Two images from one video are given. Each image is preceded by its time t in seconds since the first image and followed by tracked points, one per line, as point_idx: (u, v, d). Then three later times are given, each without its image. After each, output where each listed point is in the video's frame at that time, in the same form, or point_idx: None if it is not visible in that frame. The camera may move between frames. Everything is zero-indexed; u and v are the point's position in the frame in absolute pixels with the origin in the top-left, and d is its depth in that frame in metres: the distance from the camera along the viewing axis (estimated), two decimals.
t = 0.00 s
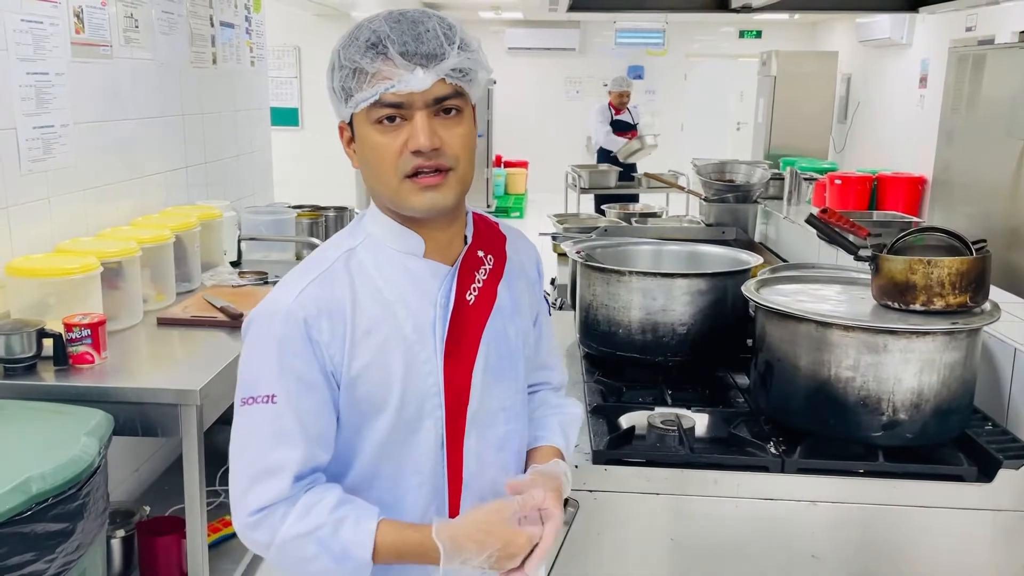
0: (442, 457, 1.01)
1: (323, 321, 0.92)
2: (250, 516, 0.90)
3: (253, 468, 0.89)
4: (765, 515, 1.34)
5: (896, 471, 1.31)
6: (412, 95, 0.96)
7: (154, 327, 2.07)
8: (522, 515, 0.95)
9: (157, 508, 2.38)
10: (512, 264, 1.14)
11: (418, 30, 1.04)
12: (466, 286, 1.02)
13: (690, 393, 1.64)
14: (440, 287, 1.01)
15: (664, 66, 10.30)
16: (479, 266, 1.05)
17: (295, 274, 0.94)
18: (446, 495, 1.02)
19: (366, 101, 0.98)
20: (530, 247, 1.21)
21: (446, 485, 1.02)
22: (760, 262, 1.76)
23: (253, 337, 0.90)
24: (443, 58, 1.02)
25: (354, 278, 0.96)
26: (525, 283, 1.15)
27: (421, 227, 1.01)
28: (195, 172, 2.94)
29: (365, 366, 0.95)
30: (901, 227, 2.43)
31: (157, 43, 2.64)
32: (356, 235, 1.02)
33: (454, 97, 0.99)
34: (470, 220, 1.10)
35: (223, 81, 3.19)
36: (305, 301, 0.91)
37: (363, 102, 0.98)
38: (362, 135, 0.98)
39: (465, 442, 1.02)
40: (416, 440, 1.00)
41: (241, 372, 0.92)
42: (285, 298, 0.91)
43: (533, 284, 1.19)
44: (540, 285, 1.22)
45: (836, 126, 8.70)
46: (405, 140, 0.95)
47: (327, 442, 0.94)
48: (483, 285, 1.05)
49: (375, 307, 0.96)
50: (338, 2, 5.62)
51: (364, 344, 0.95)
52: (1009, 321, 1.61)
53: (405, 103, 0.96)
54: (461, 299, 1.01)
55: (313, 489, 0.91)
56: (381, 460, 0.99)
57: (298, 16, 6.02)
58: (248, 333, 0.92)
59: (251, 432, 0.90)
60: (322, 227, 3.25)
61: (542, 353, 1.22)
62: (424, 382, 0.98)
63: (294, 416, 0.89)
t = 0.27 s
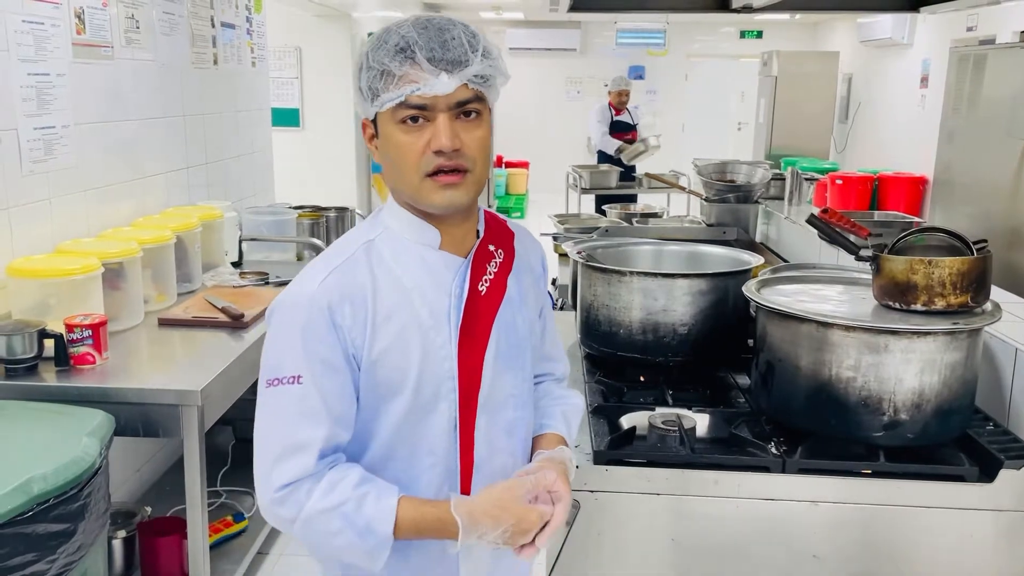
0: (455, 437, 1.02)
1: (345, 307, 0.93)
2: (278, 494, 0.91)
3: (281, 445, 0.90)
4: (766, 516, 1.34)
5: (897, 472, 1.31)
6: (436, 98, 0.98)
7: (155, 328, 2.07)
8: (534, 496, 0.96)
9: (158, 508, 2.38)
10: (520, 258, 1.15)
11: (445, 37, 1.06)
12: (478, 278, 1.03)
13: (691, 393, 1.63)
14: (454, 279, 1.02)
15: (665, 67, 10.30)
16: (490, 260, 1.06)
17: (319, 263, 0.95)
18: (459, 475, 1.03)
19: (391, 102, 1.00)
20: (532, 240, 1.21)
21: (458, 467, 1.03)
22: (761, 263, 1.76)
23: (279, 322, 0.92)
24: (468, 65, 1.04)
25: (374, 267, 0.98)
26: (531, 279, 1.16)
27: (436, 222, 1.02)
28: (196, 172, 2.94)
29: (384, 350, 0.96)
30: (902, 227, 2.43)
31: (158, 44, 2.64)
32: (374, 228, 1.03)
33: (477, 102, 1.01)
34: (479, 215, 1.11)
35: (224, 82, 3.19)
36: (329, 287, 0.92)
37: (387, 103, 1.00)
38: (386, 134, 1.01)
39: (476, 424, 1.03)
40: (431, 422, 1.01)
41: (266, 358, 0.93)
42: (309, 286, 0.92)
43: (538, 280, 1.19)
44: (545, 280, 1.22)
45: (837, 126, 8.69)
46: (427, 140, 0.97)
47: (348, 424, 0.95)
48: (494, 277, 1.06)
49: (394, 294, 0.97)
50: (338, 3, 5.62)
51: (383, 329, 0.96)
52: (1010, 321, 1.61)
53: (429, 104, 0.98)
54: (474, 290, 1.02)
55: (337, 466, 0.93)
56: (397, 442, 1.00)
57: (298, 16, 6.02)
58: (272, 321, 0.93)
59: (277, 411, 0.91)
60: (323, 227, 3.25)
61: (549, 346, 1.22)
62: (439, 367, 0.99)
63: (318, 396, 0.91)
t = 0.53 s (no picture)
0: (457, 423, 1.03)
1: (363, 292, 0.95)
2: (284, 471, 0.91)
3: (294, 425, 0.92)
4: (766, 516, 1.33)
5: (897, 471, 1.31)
6: (487, 98, 0.99)
7: (155, 328, 2.07)
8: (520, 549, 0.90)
9: (158, 509, 2.38)
10: (529, 256, 1.15)
11: (504, 48, 1.07)
12: (489, 273, 1.04)
13: (690, 393, 1.63)
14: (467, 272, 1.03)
15: (665, 67, 10.30)
16: (500, 258, 1.06)
17: (341, 248, 0.97)
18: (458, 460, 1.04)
19: (442, 94, 0.99)
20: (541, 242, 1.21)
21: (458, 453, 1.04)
22: (761, 262, 1.76)
23: (299, 303, 0.94)
24: (519, 78, 1.05)
25: (391, 257, 0.99)
26: (538, 278, 1.16)
27: (455, 218, 1.03)
28: (196, 173, 2.94)
29: (397, 335, 0.98)
30: (902, 227, 2.43)
31: (158, 44, 2.64)
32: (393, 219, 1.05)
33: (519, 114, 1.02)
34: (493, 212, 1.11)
35: (224, 82, 3.19)
36: (348, 272, 0.94)
37: (438, 94, 1.00)
38: (427, 123, 1.00)
39: (477, 412, 1.04)
40: (437, 408, 1.02)
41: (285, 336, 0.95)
42: (330, 269, 0.94)
43: (544, 280, 1.19)
44: (550, 280, 1.22)
45: (837, 126, 8.69)
46: (468, 138, 0.97)
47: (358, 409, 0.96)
48: (503, 274, 1.06)
49: (408, 284, 0.99)
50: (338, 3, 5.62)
51: (397, 315, 0.98)
52: (1011, 321, 1.60)
53: (478, 104, 0.99)
54: (484, 284, 1.03)
55: (344, 465, 0.92)
56: (401, 427, 1.01)
57: (298, 17, 6.02)
58: (292, 301, 0.95)
59: (293, 389, 0.92)
60: (323, 227, 3.25)
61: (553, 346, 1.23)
62: (448, 355, 1.01)
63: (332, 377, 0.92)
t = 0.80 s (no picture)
0: (453, 415, 1.03)
1: (359, 278, 0.97)
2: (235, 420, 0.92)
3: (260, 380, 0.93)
4: (764, 515, 1.33)
5: (896, 471, 1.31)
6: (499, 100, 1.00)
7: (154, 329, 2.06)
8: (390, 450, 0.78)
9: (157, 510, 2.38)
10: (532, 257, 1.16)
11: (517, 53, 1.08)
12: (489, 268, 1.05)
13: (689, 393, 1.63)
14: (466, 267, 1.04)
15: (665, 66, 10.30)
16: (500, 255, 1.07)
17: (343, 236, 1.00)
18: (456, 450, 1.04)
19: (456, 91, 1.01)
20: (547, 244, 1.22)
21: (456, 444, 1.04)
22: (760, 262, 1.75)
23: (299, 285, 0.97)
24: (531, 84, 1.07)
25: (392, 249, 1.01)
26: (539, 276, 1.17)
27: (459, 213, 1.04)
28: (195, 173, 2.94)
29: (393, 325, 0.99)
30: (901, 226, 2.43)
31: (157, 45, 2.64)
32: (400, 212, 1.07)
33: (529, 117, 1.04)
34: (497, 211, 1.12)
35: (223, 82, 3.19)
36: (346, 258, 0.96)
37: (451, 92, 1.01)
38: (439, 119, 1.02)
39: (474, 406, 1.04)
40: (429, 399, 1.02)
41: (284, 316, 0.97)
42: (331, 253, 0.97)
43: (548, 281, 1.20)
44: (557, 284, 1.23)
45: (837, 125, 8.69)
46: (477, 136, 0.99)
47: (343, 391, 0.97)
48: (504, 271, 1.07)
49: (405, 274, 1.01)
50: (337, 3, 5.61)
51: (393, 305, 0.99)
52: (1010, 320, 1.60)
53: (491, 104, 1.00)
54: (484, 280, 1.04)
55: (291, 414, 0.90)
56: (396, 418, 1.01)
57: (297, 17, 6.02)
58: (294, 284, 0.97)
59: (274, 358, 0.93)
60: (322, 228, 3.24)
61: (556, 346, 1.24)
62: (443, 345, 1.01)
63: (315, 351, 0.93)
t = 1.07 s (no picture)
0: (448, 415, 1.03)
1: (356, 274, 0.97)
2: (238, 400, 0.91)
3: (256, 365, 0.92)
4: (763, 515, 1.33)
5: (894, 470, 1.31)
6: (481, 100, 1.00)
7: (153, 330, 2.06)
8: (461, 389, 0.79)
9: (156, 510, 2.38)
10: (530, 257, 1.16)
11: (495, 50, 1.08)
12: (485, 268, 1.04)
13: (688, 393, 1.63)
14: (462, 267, 1.04)
15: (664, 66, 10.30)
16: (497, 255, 1.06)
17: (340, 234, 1.00)
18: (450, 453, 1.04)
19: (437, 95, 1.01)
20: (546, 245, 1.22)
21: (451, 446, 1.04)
22: (758, 261, 1.75)
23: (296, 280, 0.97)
24: (513, 79, 1.07)
25: (388, 246, 1.02)
26: (538, 276, 1.17)
27: (454, 213, 1.05)
28: (194, 173, 2.94)
29: (388, 322, 1.00)
30: (900, 225, 2.43)
31: (155, 45, 2.64)
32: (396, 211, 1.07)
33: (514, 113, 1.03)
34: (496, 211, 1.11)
35: (222, 82, 3.19)
36: (343, 254, 0.97)
37: (433, 96, 1.01)
38: (423, 123, 1.02)
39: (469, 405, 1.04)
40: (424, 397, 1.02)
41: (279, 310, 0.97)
42: (327, 250, 0.97)
43: (547, 281, 1.20)
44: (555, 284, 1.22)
45: (836, 125, 8.69)
46: (464, 137, 0.98)
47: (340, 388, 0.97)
48: (501, 271, 1.06)
49: (402, 273, 1.01)
50: (336, 3, 5.62)
51: (389, 302, 1.00)
52: (1008, 319, 1.60)
53: (473, 104, 1.00)
54: (480, 280, 1.04)
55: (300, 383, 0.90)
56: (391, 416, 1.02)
57: (297, 17, 6.02)
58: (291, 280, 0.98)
59: (267, 349, 0.93)
60: (321, 228, 3.24)
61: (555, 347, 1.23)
62: (437, 345, 1.02)
63: (312, 341, 0.93)
